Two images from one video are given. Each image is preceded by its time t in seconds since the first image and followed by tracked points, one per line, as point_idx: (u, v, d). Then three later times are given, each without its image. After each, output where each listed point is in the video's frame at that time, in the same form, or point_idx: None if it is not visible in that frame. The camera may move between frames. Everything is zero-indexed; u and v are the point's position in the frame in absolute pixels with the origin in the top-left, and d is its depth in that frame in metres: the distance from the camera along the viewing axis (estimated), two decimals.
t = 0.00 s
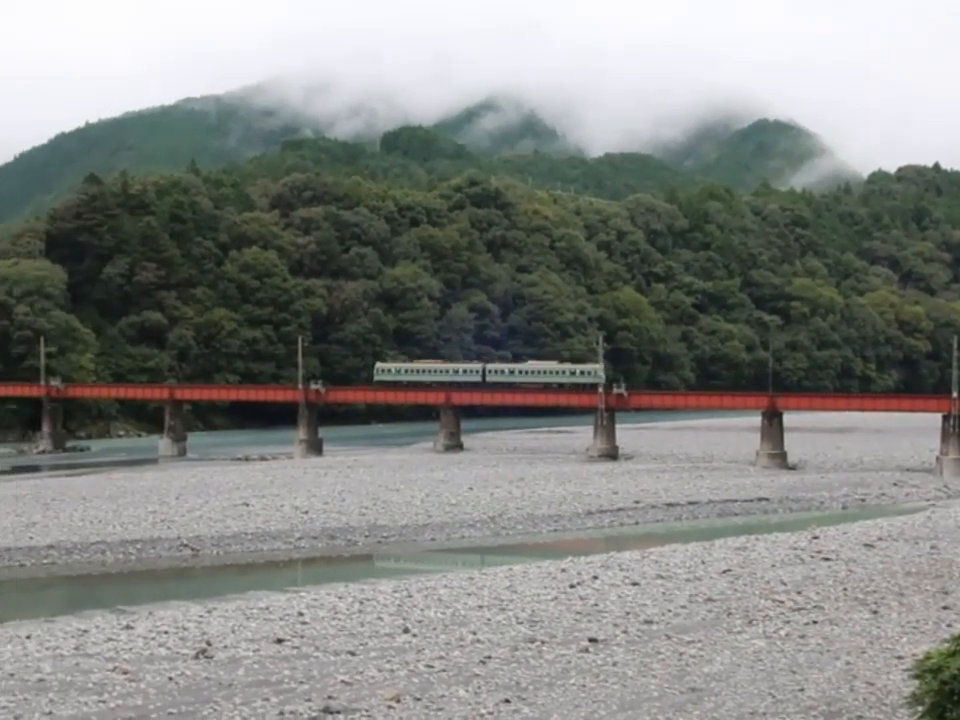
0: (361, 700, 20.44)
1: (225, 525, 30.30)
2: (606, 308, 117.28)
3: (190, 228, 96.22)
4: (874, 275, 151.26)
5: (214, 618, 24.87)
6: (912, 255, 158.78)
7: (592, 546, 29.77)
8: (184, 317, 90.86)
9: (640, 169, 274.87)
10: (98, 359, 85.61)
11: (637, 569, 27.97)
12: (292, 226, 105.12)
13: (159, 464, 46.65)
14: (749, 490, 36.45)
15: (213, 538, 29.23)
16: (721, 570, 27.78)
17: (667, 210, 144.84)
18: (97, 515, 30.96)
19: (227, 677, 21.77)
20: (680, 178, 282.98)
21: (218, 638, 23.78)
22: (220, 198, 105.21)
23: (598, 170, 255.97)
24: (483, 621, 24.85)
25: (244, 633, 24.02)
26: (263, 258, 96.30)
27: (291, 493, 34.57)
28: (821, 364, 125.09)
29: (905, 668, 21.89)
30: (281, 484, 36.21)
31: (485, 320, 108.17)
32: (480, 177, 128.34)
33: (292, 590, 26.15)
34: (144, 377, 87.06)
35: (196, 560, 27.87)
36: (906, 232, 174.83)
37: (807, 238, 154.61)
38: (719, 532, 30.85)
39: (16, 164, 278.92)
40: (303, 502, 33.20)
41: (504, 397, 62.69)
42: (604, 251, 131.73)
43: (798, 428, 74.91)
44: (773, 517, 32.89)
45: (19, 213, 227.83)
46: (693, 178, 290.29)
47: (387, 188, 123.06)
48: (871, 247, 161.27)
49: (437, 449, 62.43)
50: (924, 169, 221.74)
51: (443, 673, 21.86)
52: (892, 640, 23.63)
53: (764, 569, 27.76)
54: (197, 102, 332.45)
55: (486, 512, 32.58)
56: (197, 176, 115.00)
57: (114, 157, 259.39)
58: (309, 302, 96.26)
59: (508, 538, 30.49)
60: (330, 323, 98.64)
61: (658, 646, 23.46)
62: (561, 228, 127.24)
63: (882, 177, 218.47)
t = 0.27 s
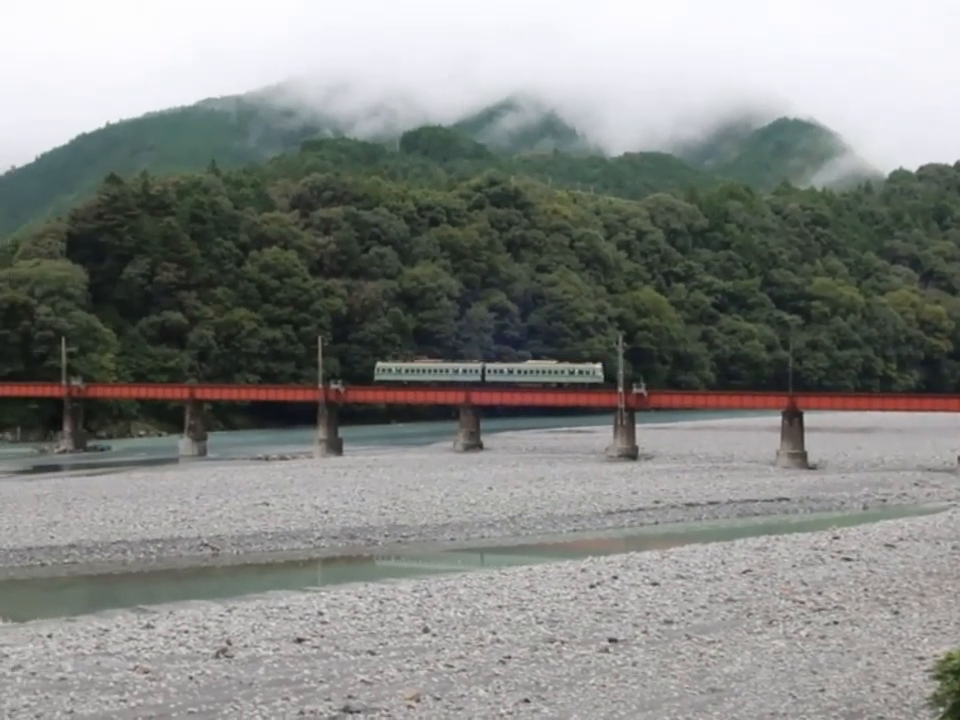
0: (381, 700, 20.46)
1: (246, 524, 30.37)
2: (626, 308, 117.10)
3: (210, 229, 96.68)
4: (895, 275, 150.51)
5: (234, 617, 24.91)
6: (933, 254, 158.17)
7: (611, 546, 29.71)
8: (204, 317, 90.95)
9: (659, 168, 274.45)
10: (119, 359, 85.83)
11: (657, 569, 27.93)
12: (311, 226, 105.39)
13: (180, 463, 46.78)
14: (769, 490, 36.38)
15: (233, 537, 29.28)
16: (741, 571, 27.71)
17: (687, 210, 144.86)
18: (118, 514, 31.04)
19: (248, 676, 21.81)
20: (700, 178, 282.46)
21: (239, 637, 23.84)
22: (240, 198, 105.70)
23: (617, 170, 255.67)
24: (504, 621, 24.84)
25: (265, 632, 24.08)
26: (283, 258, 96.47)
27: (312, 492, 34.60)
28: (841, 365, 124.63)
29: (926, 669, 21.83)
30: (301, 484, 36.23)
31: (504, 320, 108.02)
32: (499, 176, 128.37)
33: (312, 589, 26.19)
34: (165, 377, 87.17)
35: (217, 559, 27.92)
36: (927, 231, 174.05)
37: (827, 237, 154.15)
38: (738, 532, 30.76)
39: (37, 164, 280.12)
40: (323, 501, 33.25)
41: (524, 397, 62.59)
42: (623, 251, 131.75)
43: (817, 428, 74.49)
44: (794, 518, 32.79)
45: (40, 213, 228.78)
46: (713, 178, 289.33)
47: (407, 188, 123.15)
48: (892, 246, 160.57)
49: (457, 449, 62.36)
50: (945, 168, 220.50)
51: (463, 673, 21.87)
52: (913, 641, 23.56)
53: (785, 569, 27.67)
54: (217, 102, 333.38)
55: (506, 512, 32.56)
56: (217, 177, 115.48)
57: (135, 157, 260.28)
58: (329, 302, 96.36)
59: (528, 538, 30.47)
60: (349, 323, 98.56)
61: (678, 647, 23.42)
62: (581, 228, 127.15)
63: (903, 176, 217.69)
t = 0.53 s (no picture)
0: (391, 699, 20.50)
1: (257, 524, 30.41)
2: (637, 308, 117.00)
3: (222, 228, 97.23)
4: (908, 274, 150.00)
5: (245, 617, 24.95)
6: (945, 254, 157.91)
7: (622, 546, 29.68)
8: (215, 318, 91.14)
9: (670, 167, 274.14)
10: (131, 358, 85.94)
11: (667, 569, 27.90)
12: (323, 226, 105.68)
13: (191, 465, 46.87)
14: (780, 490, 36.37)
15: (244, 537, 29.31)
16: (752, 571, 27.67)
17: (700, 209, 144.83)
18: (129, 514, 31.08)
19: (258, 676, 21.86)
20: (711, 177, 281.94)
21: (250, 636, 23.90)
22: (251, 198, 106.18)
23: (627, 169, 255.45)
24: (514, 621, 24.87)
25: (275, 632, 24.13)
26: (293, 259, 97.03)
27: (324, 492, 34.65)
28: (854, 364, 123.94)
29: (938, 669, 21.81)
30: (312, 483, 36.27)
31: (515, 320, 108.02)
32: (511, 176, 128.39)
33: (322, 589, 26.22)
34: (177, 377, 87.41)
35: (228, 559, 27.95)
36: (939, 231, 173.44)
37: (840, 236, 153.84)
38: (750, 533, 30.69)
39: (50, 164, 280.56)
40: (334, 500, 33.32)
41: (536, 397, 62.59)
42: (635, 251, 132.00)
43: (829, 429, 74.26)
44: (806, 517, 32.75)
45: (52, 213, 229.13)
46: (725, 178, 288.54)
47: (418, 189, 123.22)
48: (904, 246, 160.08)
49: (469, 450, 62.33)
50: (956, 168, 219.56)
51: (472, 673, 21.90)
52: (925, 640, 23.54)
53: (795, 569, 27.64)
54: (229, 101, 333.83)
55: (518, 512, 32.58)
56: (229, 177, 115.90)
57: (147, 156, 260.52)
58: (340, 302, 96.42)
59: (538, 538, 30.48)
60: (360, 323, 98.87)
61: (689, 646, 23.42)
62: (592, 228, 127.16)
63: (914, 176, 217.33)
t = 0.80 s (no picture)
0: (383, 709, 20.66)
1: (250, 535, 30.53)
2: (627, 321, 116.81)
3: (216, 241, 97.65)
4: (896, 287, 149.59)
5: (238, 627, 25.11)
6: (934, 267, 157.85)
7: (613, 558, 29.82)
8: (209, 330, 91.29)
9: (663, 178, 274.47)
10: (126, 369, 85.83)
11: (658, 579, 28.07)
12: (317, 238, 106.21)
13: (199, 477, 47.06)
14: (771, 501, 36.56)
15: (237, 548, 29.43)
16: (742, 581, 27.86)
17: (690, 223, 145.64)
18: (123, 525, 31.23)
19: (251, 685, 22.00)
20: (704, 189, 282.31)
21: (243, 646, 24.03)
22: (245, 212, 107.21)
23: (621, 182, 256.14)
24: (506, 631, 25.04)
25: (268, 642, 24.26)
26: (287, 271, 97.18)
27: (319, 503, 34.80)
28: (844, 376, 124.91)
29: (927, 679, 22.02)
30: (305, 494, 36.44)
31: (508, 332, 108.12)
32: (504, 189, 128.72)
33: (315, 599, 26.35)
34: (171, 389, 87.92)
35: (221, 570, 28.07)
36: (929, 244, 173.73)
37: (829, 251, 154.11)
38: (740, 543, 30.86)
39: (51, 175, 281.59)
40: (327, 511, 33.46)
41: (531, 409, 62.74)
42: (627, 264, 132.76)
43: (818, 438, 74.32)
44: (794, 529, 32.92)
45: (54, 222, 229.87)
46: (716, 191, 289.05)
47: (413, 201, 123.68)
48: (894, 258, 160.51)
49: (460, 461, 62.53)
50: (946, 182, 220.13)
51: (464, 683, 22.06)
52: (913, 651, 23.78)
53: (785, 580, 27.85)
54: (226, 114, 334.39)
55: (511, 523, 32.71)
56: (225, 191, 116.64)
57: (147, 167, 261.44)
58: (333, 314, 96.61)
59: (529, 548, 30.64)
60: (353, 335, 98.75)
61: (679, 657, 23.59)
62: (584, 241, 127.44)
63: (904, 189, 217.78)
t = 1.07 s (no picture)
0: (380, 693, 21.99)
1: (251, 528, 31.85)
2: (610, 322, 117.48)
3: (219, 248, 99.30)
4: (864, 292, 151.14)
5: (241, 615, 26.43)
6: (901, 272, 159.53)
7: (597, 548, 31.20)
8: (211, 332, 92.90)
9: (640, 189, 276.49)
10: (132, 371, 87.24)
11: (640, 569, 29.45)
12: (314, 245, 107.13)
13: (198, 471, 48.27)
14: (746, 495, 38.07)
15: (239, 540, 30.74)
16: (720, 571, 29.26)
17: (669, 230, 146.89)
18: (132, 518, 32.48)
19: (254, 671, 23.31)
20: (680, 199, 284.99)
21: (245, 633, 25.34)
22: (245, 218, 108.81)
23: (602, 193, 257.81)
24: (495, 619, 26.39)
25: (270, 629, 25.58)
26: (286, 276, 98.68)
27: (315, 497, 36.15)
28: (815, 376, 127.25)
29: (894, 662, 23.46)
30: (304, 489, 37.71)
31: (496, 334, 109.88)
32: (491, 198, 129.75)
33: (314, 589, 27.68)
34: (177, 388, 89.36)
35: (225, 560, 29.39)
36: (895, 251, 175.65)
37: (800, 258, 155.85)
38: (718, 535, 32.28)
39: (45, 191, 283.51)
40: (325, 505, 34.77)
41: (518, 408, 64.04)
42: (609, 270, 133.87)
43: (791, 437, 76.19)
44: (769, 521, 34.33)
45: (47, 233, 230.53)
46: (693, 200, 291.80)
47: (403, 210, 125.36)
48: (861, 265, 162.74)
49: (450, 456, 63.97)
50: (912, 193, 223.31)
51: (456, 668, 23.40)
52: (882, 636, 25.22)
53: (760, 569, 29.28)
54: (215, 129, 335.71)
55: (500, 515, 34.06)
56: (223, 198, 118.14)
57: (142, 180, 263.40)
58: (331, 317, 98.28)
59: (517, 539, 31.98)
60: (349, 337, 100.34)
61: (659, 643, 24.98)
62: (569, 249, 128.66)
63: (872, 199, 220.14)
